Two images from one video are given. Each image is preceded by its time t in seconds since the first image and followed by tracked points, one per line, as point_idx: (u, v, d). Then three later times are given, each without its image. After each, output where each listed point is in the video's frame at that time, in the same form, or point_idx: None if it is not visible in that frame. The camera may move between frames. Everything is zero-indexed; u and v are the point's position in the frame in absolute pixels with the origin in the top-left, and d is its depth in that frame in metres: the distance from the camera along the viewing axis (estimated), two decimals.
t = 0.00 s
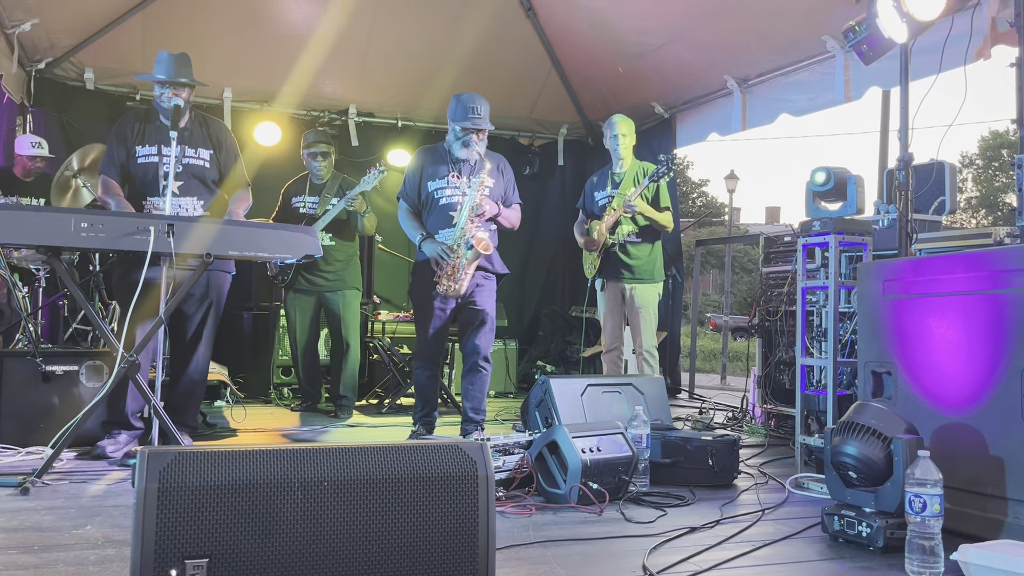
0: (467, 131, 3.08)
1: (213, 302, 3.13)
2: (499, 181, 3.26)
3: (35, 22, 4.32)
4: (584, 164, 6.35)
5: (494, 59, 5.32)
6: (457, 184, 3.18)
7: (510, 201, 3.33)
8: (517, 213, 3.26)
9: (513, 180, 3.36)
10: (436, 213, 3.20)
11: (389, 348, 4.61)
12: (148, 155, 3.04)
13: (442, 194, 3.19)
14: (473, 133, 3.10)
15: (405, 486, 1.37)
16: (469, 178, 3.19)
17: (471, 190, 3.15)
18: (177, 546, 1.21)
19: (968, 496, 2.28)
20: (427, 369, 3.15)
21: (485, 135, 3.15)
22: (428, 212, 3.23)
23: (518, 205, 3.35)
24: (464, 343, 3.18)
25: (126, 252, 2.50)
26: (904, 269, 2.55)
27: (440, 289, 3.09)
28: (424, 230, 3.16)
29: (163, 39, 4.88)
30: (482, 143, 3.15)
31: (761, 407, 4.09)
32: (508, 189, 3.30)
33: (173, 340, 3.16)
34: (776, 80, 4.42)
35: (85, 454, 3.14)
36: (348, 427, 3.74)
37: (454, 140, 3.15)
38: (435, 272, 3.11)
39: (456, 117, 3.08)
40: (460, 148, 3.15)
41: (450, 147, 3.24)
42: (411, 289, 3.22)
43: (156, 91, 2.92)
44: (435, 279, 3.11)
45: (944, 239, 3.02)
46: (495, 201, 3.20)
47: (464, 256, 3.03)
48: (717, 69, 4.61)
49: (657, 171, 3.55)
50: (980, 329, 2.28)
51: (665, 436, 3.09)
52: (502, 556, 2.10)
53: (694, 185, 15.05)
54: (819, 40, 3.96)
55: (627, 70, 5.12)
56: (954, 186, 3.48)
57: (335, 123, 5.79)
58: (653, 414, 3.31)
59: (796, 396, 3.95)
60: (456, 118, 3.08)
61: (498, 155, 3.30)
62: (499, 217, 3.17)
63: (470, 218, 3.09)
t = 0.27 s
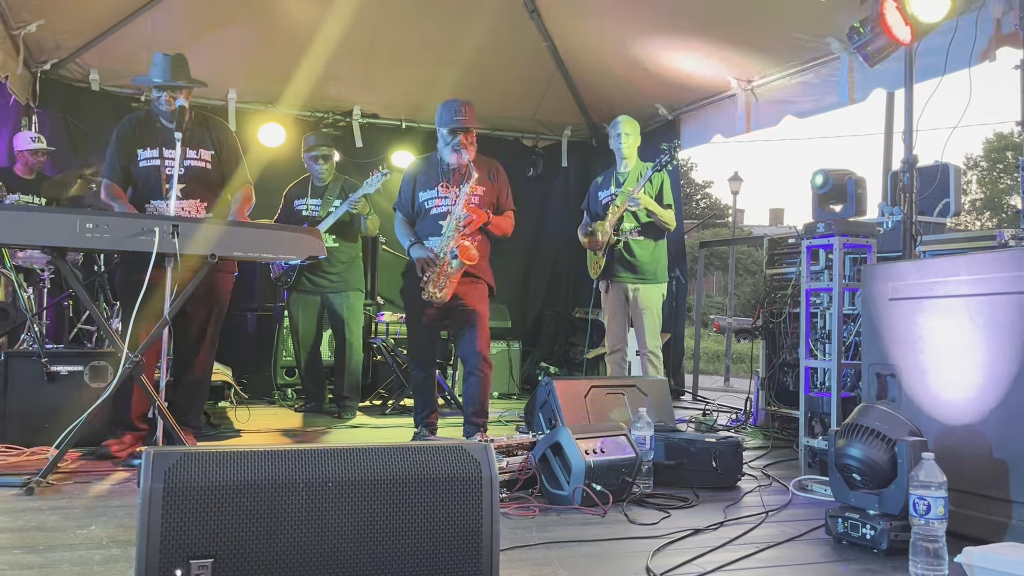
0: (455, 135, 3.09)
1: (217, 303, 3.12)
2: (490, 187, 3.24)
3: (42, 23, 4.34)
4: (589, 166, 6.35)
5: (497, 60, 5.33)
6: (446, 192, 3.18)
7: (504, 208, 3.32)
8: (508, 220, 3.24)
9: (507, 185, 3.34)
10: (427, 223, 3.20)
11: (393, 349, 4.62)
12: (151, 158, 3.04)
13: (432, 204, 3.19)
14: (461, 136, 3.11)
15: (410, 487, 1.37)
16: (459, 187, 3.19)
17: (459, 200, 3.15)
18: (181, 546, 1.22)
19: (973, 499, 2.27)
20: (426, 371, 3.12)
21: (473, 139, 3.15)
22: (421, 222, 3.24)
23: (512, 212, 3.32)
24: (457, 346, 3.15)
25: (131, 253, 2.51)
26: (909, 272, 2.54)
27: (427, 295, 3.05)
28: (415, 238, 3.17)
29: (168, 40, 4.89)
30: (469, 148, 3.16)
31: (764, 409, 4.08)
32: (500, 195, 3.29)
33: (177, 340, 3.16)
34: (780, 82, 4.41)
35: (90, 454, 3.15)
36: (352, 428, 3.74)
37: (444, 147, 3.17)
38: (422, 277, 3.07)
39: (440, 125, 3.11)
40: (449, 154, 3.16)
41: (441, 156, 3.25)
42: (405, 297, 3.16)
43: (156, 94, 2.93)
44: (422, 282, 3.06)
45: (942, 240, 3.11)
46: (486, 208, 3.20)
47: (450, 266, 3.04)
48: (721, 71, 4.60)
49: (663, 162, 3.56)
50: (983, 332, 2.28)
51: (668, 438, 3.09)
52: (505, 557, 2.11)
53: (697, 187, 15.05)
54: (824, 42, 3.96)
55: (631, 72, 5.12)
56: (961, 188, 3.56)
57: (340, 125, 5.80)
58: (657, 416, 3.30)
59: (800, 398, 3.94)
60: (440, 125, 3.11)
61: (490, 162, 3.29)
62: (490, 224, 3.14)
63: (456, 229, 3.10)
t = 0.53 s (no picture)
0: (456, 128, 3.07)
1: (223, 303, 3.11)
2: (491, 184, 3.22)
3: (50, 25, 4.35)
4: (594, 167, 6.34)
5: (503, 62, 5.33)
6: (445, 189, 3.16)
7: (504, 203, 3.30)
8: (509, 217, 3.23)
9: (506, 180, 3.33)
10: (427, 220, 3.17)
11: (398, 350, 4.62)
12: (159, 156, 3.04)
13: (432, 202, 3.17)
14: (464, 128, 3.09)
15: (417, 490, 1.37)
16: (458, 184, 3.17)
17: (460, 198, 3.13)
18: (189, 547, 1.22)
19: (980, 502, 2.27)
20: (429, 372, 3.11)
21: (473, 131, 3.13)
22: (420, 219, 3.22)
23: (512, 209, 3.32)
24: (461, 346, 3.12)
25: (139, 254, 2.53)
26: (917, 274, 2.54)
27: (422, 290, 3.07)
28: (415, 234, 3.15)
29: (175, 42, 4.90)
30: (469, 142, 3.14)
31: (770, 411, 4.07)
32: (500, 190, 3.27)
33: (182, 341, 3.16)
34: (787, 84, 4.39)
35: (97, 454, 3.15)
36: (357, 428, 3.73)
37: (444, 142, 3.15)
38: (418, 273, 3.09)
39: (440, 120, 3.09)
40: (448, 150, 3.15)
41: (440, 152, 3.23)
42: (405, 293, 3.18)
43: (160, 87, 2.92)
44: (417, 277, 3.08)
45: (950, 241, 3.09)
46: (487, 206, 3.18)
47: (448, 265, 3.02)
48: (727, 72, 4.59)
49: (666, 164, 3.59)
50: (992, 335, 2.27)
51: (674, 440, 3.09)
52: (512, 558, 2.11)
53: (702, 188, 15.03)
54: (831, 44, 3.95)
55: (637, 74, 5.11)
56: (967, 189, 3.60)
57: (345, 126, 5.79)
58: (663, 418, 3.29)
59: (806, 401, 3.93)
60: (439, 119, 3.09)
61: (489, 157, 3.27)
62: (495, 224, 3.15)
63: (461, 229, 3.07)
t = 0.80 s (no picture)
0: (462, 132, 3.08)
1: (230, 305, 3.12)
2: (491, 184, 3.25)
3: (59, 27, 4.37)
4: (600, 168, 6.34)
5: (509, 63, 5.33)
6: (453, 194, 3.16)
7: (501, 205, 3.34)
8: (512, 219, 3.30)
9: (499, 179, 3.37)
10: (434, 223, 3.16)
11: (405, 351, 4.63)
12: (166, 159, 3.04)
13: (439, 206, 3.15)
14: (468, 132, 3.10)
15: (425, 490, 1.37)
16: (465, 188, 3.17)
17: (469, 203, 3.15)
18: (198, 547, 1.23)
19: (989, 506, 2.26)
20: (436, 374, 3.11)
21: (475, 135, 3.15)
22: (425, 222, 3.19)
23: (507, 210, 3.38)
24: (467, 347, 3.12)
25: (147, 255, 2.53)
26: (925, 277, 2.53)
27: (435, 291, 3.05)
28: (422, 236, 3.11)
29: (183, 44, 4.92)
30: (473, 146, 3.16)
31: (777, 413, 4.06)
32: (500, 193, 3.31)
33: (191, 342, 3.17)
34: (795, 85, 4.38)
35: (105, 455, 3.16)
36: (364, 430, 3.73)
37: (447, 147, 3.14)
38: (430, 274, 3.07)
39: (445, 125, 3.09)
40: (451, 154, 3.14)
41: (440, 157, 3.21)
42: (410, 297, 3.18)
43: (168, 89, 2.92)
44: (429, 278, 3.06)
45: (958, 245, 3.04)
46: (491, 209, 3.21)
47: (467, 266, 3.03)
48: (733, 74, 4.59)
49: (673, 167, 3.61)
50: (1001, 337, 2.26)
51: (682, 442, 3.08)
52: (520, 560, 2.11)
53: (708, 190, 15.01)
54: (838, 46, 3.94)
55: (643, 75, 5.11)
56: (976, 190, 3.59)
57: (352, 128, 5.80)
58: (670, 420, 3.29)
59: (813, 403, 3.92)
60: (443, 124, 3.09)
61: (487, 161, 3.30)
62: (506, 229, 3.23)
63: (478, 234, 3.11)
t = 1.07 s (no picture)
0: (473, 129, 3.10)
1: (239, 306, 3.13)
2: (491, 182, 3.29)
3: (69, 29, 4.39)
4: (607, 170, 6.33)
5: (515, 64, 5.33)
6: (467, 192, 3.17)
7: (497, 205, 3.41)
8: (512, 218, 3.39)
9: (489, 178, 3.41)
10: (447, 220, 3.13)
11: (412, 352, 4.63)
12: (175, 159, 3.05)
13: (454, 202, 3.14)
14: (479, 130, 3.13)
15: (432, 493, 1.38)
16: (477, 187, 3.20)
17: (482, 200, 3.18)
18: (207, 548, 1.25)
19: (998, 509, 2.25)
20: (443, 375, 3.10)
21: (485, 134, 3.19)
22: (434, 219, 3.15)
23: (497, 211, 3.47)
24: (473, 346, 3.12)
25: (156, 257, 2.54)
26: (934, 279, 2.53)
27: (452, 289, 3.01)
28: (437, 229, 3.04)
29: (191, 45, 4.93)
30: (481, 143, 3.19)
31: (785, 415, 4.05)
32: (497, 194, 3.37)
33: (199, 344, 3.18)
34: (802, 87, 4.37)
35: (114, 455, 3.18)
36: (371, 431, 3.74)
37: (460, 143, 3.12)
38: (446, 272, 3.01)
39: (455, 122, 3.09)
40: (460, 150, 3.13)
41: (449, 152, 3.18)
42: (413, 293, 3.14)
43: (179, 88, 2.92)
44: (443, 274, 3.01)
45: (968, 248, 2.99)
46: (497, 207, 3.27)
47: (489, 261, 3.05)
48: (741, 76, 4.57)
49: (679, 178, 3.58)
50: (1010, 340, 2.25)
51: (689, 444, 3.09)
52: (527, 562, 2.11)
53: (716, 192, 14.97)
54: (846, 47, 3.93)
55: (650, 77, 5.11)
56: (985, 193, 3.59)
57: (361, 129, 5.80)
58: (677, 422, 3.28)
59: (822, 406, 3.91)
60: (452, 121, 3.09)
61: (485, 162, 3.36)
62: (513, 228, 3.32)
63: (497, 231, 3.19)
